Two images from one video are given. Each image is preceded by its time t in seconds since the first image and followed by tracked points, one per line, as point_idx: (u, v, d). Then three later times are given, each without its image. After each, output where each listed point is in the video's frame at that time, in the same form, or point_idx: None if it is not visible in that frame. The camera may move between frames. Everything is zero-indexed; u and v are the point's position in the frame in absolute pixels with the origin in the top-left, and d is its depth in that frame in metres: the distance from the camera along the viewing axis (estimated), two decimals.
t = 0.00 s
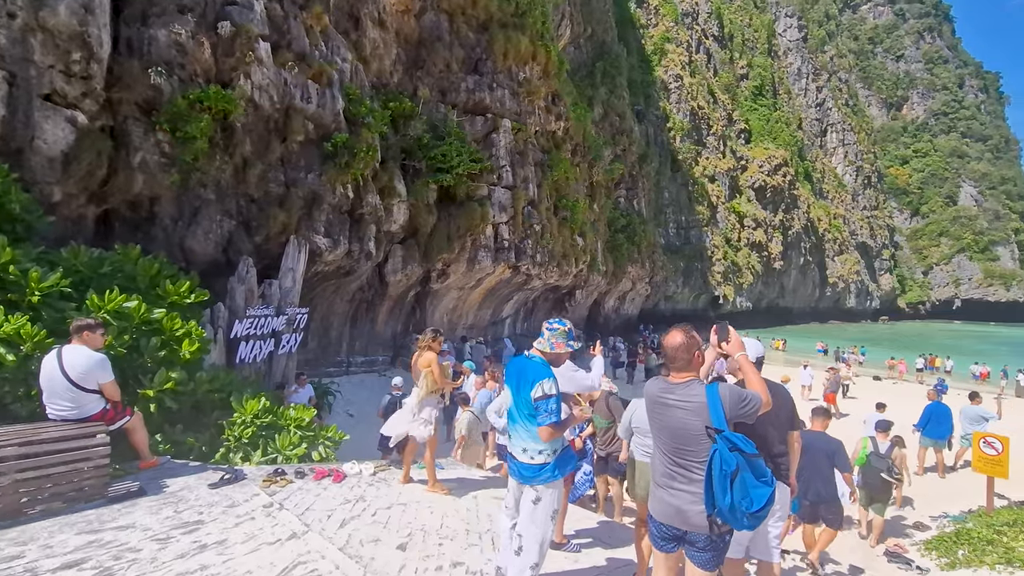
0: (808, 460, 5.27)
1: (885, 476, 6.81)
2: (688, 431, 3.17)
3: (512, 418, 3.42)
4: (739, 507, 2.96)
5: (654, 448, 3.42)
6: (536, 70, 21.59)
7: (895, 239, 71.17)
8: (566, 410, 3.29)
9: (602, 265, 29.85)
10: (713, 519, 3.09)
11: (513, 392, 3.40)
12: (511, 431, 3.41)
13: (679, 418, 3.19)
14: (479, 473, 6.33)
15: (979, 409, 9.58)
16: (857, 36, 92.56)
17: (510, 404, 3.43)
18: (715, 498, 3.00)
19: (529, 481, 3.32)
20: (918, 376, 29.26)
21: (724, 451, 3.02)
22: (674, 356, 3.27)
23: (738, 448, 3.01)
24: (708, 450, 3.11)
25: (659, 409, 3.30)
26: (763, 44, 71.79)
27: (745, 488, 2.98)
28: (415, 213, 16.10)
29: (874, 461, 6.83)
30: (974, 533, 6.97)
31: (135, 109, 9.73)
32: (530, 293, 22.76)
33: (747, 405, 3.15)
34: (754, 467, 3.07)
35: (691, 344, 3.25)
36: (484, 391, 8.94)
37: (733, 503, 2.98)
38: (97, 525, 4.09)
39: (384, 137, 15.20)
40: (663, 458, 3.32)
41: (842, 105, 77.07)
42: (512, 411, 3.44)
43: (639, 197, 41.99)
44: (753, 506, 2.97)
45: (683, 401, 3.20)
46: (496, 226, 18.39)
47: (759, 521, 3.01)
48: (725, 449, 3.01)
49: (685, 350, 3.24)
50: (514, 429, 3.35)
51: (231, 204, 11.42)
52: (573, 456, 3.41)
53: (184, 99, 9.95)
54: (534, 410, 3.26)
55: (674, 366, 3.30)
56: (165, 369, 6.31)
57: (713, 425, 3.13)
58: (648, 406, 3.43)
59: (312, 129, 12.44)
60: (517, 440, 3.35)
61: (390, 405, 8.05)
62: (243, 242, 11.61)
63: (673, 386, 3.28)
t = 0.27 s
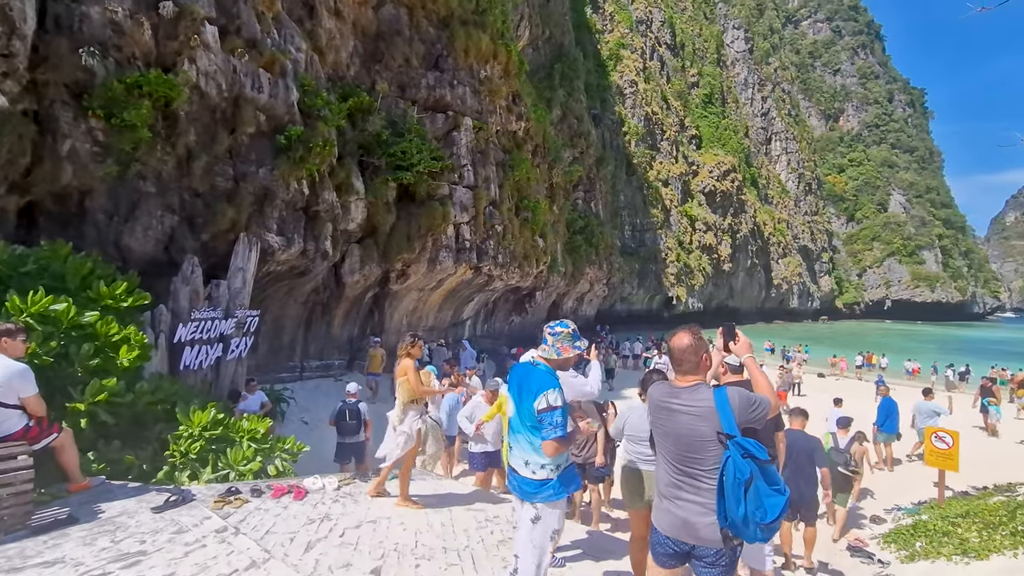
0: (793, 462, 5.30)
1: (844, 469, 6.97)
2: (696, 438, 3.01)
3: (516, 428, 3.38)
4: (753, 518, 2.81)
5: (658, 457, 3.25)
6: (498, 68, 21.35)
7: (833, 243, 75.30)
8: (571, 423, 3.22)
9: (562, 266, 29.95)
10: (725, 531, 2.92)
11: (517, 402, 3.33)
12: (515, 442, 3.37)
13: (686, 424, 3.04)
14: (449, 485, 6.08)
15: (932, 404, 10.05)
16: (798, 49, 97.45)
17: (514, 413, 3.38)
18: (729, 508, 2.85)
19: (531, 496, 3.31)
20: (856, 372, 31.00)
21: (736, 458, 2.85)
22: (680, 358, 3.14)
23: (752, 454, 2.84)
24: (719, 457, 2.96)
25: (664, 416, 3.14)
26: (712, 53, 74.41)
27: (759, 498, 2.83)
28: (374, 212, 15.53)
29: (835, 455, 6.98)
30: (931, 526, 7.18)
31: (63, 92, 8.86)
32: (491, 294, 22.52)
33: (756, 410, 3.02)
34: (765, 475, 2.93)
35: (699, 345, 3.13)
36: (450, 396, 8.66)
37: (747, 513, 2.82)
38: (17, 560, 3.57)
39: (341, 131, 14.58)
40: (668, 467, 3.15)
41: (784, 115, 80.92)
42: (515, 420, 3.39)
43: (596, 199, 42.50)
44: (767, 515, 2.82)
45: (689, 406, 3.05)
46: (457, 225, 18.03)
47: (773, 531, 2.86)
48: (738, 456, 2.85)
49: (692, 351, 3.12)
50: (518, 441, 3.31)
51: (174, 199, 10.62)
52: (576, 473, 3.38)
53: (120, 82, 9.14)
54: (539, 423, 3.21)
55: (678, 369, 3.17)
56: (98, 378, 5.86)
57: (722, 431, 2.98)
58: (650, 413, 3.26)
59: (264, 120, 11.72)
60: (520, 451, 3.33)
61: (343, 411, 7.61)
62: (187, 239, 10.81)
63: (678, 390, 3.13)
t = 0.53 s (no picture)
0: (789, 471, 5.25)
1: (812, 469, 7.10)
2: (698, 457, 2.85)
3: (534, 453, 3.23)
4: (757, 543, 2.64)
5: (659, 475, 3.10)
6: (466, 67, 21.00)
7: (785, 246, 78.34)
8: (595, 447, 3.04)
9: (528, 268, 29.85)
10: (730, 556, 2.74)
11: (535, 426, 3.17)
12: (535, 468, 3.23)
13: (688, 442, 2.88)
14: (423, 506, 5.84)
15: (893, 403, 10.39)
16: (752, 59, 101.00)
17: (532, 438, 3.22)
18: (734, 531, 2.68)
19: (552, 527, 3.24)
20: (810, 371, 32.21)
21: (740, 478, 2.68)
22: (682, 372, 2.99)
23: (756, 475, 2.67)
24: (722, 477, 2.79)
25: (665, 432, 3.00)
26: (672, 60, 76.17)
27: (765, 521, 2.65)
28: (337, 211, 14.97)
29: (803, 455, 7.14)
30: (899, 524, 7.37)
31: None
32: (458, 296, 22.18)
33: (762, 426, 2.83)
34: (772, 497, 2.75)
35: (704, 358, 3.00)
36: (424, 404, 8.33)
37: (752, 538, 2.65)
38: None
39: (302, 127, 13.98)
40: (669, 486, 3.00)
41: (740, 122, 83.65)
42: (533, 444, 3.23)
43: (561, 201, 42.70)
44: (774, 541, 2.63)
45: (691, 422, 2.89)
46: (425, 226, 17.59)
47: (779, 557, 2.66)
48: (742, 477, 2.68)
49: (697, 365, 2.97)
50: (535, 468, 3.20)
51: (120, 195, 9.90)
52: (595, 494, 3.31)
53: (58, 67, 8.39)
54: (560, 448, 3.05)
55: (680, 384, 3.02)
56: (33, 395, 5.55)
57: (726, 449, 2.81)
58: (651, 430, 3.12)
59: (221, 113, 11.04)
60: (544, 477, 3.21)
61: (304, 423, 7.17)
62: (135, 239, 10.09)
63: (680, 405, 2.99)
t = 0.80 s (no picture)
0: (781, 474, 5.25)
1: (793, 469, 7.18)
2: (708, 467, 2.58)
3: (566, 470, 3.07)
4: (775, 556, 2.41)
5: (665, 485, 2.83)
6: (437, 64, 20.63)
7: (747, 249, 80.71)
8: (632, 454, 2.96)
9: (500, 269, 29.67)
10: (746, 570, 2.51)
11: (567, 440, 3.02)
12: (569, 484, 3.07)
13: (697, 451, 2.60)
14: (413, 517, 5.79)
15: (863, 401, 10.65)
16: (716, 66, 103.68)
17: (562, 454, 3.06)
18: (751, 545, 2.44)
19: (591, 546, 3.09)
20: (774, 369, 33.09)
21: (754, 488, 2.44)
22: (688, 377, 2.69)
23: (771, 483, 2.44)
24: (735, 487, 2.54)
25: (671, 441, 2.71)
26: (638, 65, 77.44)
27: (782, 531, 2.44)
28: (305, 209, 14.42)
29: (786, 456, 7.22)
30: (876, 522, 7.51)
31: None
32: (428, 298, 21.78)
33: (774, 429, 2.57)
34: (786, 504, 2.52)
35: (713, 361, 2.68)
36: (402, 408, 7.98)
37: (768, 551, 2.43)
38: None
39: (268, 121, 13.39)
40: (677, 498, 2.73)
41: (704, 127, 85.72)
42: (564, 461, 3.07)
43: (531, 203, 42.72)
44: (795, 553, 2.42)
45: (700, 430, 2.61)
46: (396, 226, 17.14)
47: (798, 569, 2.45)
48: (756, 487, 2.43)
49: (704, 368, 2.66)
50: (573, 483, 3.04)
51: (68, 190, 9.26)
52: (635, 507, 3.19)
53: None
54: (598, 460, 2.94)
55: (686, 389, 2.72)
56: None
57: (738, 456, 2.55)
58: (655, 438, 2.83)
59: (180, 103, 10.42)
60: (579, 495, 3.05)
61: (277, 432, 6.75)
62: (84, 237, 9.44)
63: (686, 412, 2.70)
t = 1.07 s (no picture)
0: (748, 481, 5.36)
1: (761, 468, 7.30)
2: (718, 485, 2.46)
3: (594, 491, 2.95)
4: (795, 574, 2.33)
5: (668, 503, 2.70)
6: (397, 60, 20.11)
7: (698, 251, 83.31)
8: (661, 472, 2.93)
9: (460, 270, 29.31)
10: None
11: (596, 458, 2.91)
12: (595, 505, 2.94)
13: (708, 468, 2.47)
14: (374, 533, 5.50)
15: (820, 399, 11.02)
16: (669, 73, 106.53)
17: (590, 474, 2.94)
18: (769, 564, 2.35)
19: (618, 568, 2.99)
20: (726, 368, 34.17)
21: (771, 505, 2.37)
22: (691, 390, 2.56)
23: (786, 499, 2.40)
24: (749, 504, 2.44)
25: (676, 457, 2.57)
26: (595, 69, 78.58)
27: (800, 549, 2.36)
28: (257, 207, 13.68)
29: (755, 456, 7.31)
30: (838, 519, 7.71)
31: None
32: (387, 299, 21.21)
33: (781, 440, 2.49)
34: (799, 517, 2.46)
35: (716, 373, 2.56)
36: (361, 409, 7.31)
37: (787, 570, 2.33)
38: None
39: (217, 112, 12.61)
40: (684, 517, 2.60)
41: (658, 132, 87.97)
42: (591, 481, 2.95)
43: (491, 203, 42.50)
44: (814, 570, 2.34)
45: (706, 445, 2.48)
46: (354, 225, 16.54)
47: None
48: (772, 503, 2.36)
49: (707, 381, 2.52)
50: (600, 505, 2.91)
51: None
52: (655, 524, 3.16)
53: None
54: (632, 480, 2.86)
55: (687, 402, 2.59)
56: None
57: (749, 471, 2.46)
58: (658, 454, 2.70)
59: (119, 90, 9.62)
60: (608, 517, 2.93)
61: (228, 447, 6.24)
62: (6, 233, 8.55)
63: (690, 427, 2.56)
